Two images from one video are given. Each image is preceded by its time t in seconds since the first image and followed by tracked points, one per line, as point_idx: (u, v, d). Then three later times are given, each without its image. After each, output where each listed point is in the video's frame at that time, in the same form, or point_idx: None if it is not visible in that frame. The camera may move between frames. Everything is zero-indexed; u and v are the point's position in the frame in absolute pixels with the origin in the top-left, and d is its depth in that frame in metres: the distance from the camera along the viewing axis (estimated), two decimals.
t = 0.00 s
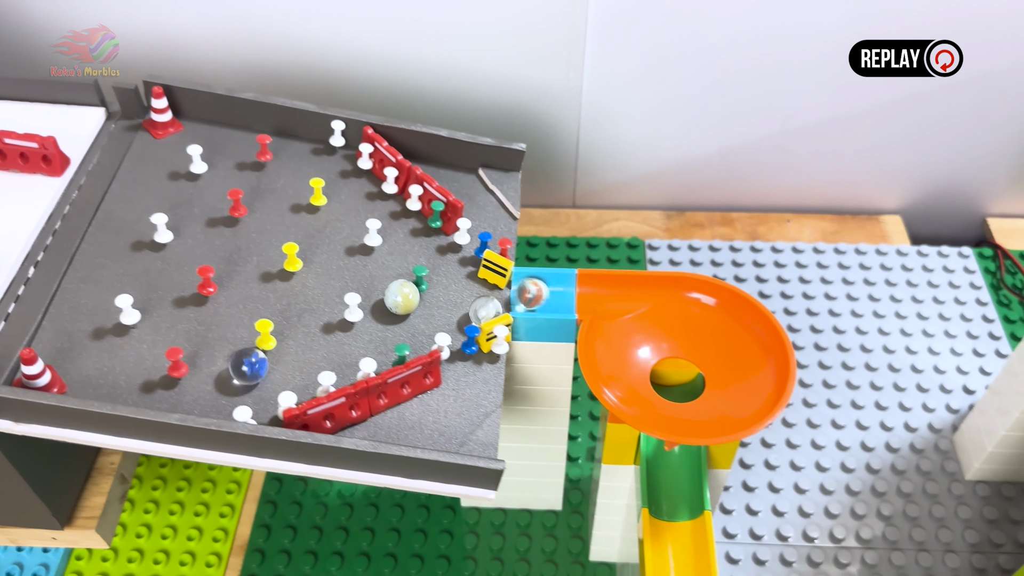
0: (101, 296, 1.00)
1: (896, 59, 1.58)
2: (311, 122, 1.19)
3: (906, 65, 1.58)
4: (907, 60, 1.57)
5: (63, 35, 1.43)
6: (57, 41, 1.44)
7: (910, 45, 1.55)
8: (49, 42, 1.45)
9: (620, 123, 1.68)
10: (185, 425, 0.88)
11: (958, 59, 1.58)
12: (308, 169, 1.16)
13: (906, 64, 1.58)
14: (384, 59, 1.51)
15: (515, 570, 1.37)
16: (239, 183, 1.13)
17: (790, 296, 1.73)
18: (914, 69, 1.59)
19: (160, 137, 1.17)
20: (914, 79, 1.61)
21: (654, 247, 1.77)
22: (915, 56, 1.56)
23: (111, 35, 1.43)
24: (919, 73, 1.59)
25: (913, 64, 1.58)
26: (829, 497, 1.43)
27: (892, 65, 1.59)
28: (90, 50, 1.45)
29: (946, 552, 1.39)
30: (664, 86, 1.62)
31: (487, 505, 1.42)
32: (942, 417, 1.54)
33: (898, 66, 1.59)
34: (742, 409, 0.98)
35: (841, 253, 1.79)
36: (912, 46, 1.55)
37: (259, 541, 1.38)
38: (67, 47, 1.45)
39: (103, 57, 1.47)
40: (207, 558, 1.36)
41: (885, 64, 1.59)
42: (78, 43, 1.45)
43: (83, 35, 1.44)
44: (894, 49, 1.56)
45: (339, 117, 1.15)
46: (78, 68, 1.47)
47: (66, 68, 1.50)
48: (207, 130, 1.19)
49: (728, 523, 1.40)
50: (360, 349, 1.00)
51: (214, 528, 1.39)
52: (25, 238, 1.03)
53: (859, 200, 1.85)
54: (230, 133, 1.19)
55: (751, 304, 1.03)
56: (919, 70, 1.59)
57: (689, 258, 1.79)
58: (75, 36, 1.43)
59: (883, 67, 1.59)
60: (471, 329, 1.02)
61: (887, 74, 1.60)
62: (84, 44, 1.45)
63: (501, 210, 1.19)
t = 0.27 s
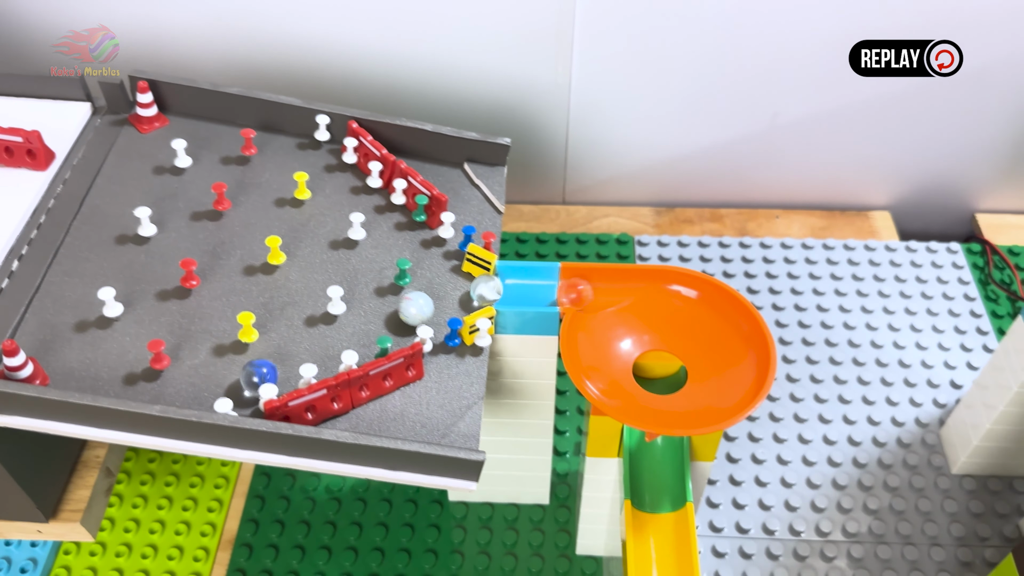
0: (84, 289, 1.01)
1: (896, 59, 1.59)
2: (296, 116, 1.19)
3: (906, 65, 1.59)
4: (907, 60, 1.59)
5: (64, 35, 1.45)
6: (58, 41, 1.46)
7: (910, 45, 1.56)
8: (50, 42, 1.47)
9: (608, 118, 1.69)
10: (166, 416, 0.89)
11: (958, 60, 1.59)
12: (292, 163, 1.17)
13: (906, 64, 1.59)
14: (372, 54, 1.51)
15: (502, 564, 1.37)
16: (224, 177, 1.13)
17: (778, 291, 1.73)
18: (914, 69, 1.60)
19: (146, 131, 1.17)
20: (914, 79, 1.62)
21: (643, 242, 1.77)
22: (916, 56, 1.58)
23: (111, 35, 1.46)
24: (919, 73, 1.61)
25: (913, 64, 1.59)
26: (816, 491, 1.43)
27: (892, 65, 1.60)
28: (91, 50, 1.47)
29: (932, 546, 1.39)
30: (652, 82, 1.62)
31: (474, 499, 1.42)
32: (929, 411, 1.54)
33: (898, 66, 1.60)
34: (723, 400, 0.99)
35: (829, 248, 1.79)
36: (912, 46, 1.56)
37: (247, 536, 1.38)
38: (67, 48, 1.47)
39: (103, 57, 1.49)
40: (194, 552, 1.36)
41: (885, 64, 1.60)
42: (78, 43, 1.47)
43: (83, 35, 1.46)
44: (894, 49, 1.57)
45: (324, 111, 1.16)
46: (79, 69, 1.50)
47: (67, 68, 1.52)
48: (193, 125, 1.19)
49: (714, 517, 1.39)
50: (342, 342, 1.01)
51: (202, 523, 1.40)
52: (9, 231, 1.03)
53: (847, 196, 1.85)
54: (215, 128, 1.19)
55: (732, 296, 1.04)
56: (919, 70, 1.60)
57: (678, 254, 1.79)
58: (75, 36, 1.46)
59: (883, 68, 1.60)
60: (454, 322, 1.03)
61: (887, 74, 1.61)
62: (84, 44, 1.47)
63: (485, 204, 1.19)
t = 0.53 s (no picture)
0: (71, 284, 1.01)
1: (897, 59, 1.60)
2: (283, 113, 1.20)
3: (906, 65, 1.60)
4: (907, 60, 1.60)
5: (63, 35, 1.47)
6: (57, 41, 1.48)
7: (911, 45, 1.57)
8: (50, 43, 1.49)
9: (598, 115, 1.69)
10: (150, 410, 0.89)
11: (958, 60, 1.60)
12: (279, 160, 1.17)
13: (907, 64, 1.60)
14: (361, 50, 1.52)
15: (491, 560, 1.37)
16: (211, 174, 1.14)
17: (768, 288, 1.74)
18: (914, 69, 1.61)
19: (134, 128, 1.18)
20: (915, 80, 1.63)
21: (633, 239, 1.78)
22: (916, 56, 1.59)
23: (111, 35, 1.47)
24: (919, 73, 1.62)
25: (913, 64, 1.60)
26: (803, 487, 1.43)
27: (892, 65, 1.61)
28: (90, 50, 1.49)
29: (919, 541, 1.39)
30: (643, 80, 1.63)
31: (463, 495, 1.43)
32: (918, 407, 1.54)
33: (899, 66, 1.61)
34: (706, 394, 0.99)
35: (819, 246, 1.80)
36: (913, 46, 1.57)
37: (236, 532, 1.39)
38: (67, 47, 1.49)
39: (104, 57, 1.51)
40: (184, 548, 1.37)
41: (885, 64, 1.61)
42: (78, 43, 1.49)
43: (83, 35, 1.48)
44: (894, 49, 1.58)
45: (311, 107, 1.16)
46: (79, 69, 1.52)
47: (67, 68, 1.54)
48: (181, 122, 1.20)
49: (702, 513, 1.40)
50: (327, 337, 1.01)
51: (191, 519, 1.40)
52: None
53: (837, 193, 1.86)
54: (203, 125, 1.20)
55: (716, 291, 1.04)
56: (920, 70, 1.61)
57: (669, 251, 1.79)
58: (75, 36, 1.47)
59: (883, 67, 1.61)
60: (439, 317, 1.03)
61: (888, 74, 1.62)
62: (84, 44, 1.48)
63: (472, 200, 1.19)
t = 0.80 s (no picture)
0: (58, 279, 1.02)
1: (896, 59, 1.61)
2: (271, 110, 1.20)
3: (906, 65, 1.61)
4: (907, 60, 1.61)
5: (64, 35, 1.49)
6: (58, 41, 1.49)
7: (910, 45, 1.58)
8: (52, 42, 1.50)
9: (588, 112, 1.70)
10: (135, 403, 0.90)
11: (958, 59, 1.61)
12: (267, 156, 1.18)
13: (906, 64, 1.61)
14: (351, 48, 1.53)
15: (479, 554, 1.38)
16: (198, 170, 1.15)
17: (757, 285, 1.75)
18: (914, 69, 1.62)
19: (122, 125, 1.19)
20: (914, 80, 1.64)
21: (623, 237, 1.79)
22: (916, 55, 1.60)
23: (111, 35, 1.49)
24: (920, 73, 1.63)
25: (913, 64, 1.61)
26: (791, 482, 1.44)
27: (892, 65, 1.62)
28: (91, 50, 1.51)
29: (905, 535, 1.40)
30: (632, 77, 1.63)
31: (452, 490, 1.43)
32: (905, 403, 1.55)
33: (898, 66, 1.62)
34: (688, 386, 1.00)
35: (808, 243, 1.80)
36: (912, 46, 1.58)
37: (227, 527, 1.39)
38: (68, 48, 1.50)
39: (104, 57, 1.53)
40: (174, 544, 1.38)
41: (885, 64, 1.62)
42: (78, 43, 1.50)
43: (84, 35, 1.49)
44: (894, 49, 1.59)
45: (298, 104, 1.17)
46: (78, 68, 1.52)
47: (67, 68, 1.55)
48: (169, 119, 1.21)
49: (689, 507, 1.41)
50: (312, 331, 1.02)
51: (181, 514, 1.41)
52: None
53: (827, 191, 1.86)
54: (191, 122, 1.21)
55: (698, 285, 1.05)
56: (919, 70, 1.62)
57: (659, 249, 1.80)
58: (76, 36, 1.49)
59: (883, 68, 1.62)
60: (424, 311, 1.04)
61: (888, 74, 1.63)
62: (84, 45, 1.50)
63: (459, 196, 1.20)
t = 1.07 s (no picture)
0: (45, 275, 1.02)
1: (896, 59, 1.63)
2: (259, 107, 1.21)
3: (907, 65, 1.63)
4: (907, 60, 1.63)
5: (64, 35, 1.50)
6: (58, 41, 1.50)
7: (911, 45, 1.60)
8: (52, 42, 1.52)
9: (578, 110, 1.70)
10: (120, 396, 0.91)
11: (958, 60, 1.63)
12: (255, 153, 1.19)
13: (907, 64, 1.63)
14: (341, 47, 1.54)
15: (468, 549, 1.39)
16: (186, 167, 1.15)
17: (746, 283, 1.76)
18: (914, 69, 1.64)
19: (111, 122, 1.19)
20: (915, 79, 1.66)
21: (614, 234, 1.79)
22: (916, 56, 1.62)
23: (112, 35, 1.50)
24: (920, 73, 1.65)
25: (913, 64, 1.63)
26: (778, 477, 1.45)
27: (892, 65, 1.64)
28: (91, 50, 1.52)
29: (892, 530, 1.40)
30: (623, 75, 1.64)
31: (442, 486, 1.44)
32: (893, 398, 1.55)
33: (898, 66, 1.64)
34: (672, 381, 1.01)
35: (798, 240, 1.81)
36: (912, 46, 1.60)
37: (217, 523, 1.40)
38: (68, 48, 1.52)
39: (105, 57, 1.54)
40: (164, 539, 1.38)
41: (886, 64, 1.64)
42: (78, 43, 1.52)
43: (84, 35, 1.50)
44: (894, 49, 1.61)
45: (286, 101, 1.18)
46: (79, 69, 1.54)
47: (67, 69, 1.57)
48: (158, 116, 1.22)
49: (677, 502, 1.41)
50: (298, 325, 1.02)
51: (171, 510, 1.41)
52: None
53: (816, 188, 1.87)
54: (180, 119, 1.22)
55: (681, 279, 1.06)
56: (919, 69, 1.64)
57: (649, 246, 1.81)
58: (76, 36, 1.50)
59: (883, 67, 1.64)
60: (410, 306, 1.04)
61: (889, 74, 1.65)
62: (84, 45, 1.51)
63: (446, 192, 1.21)
